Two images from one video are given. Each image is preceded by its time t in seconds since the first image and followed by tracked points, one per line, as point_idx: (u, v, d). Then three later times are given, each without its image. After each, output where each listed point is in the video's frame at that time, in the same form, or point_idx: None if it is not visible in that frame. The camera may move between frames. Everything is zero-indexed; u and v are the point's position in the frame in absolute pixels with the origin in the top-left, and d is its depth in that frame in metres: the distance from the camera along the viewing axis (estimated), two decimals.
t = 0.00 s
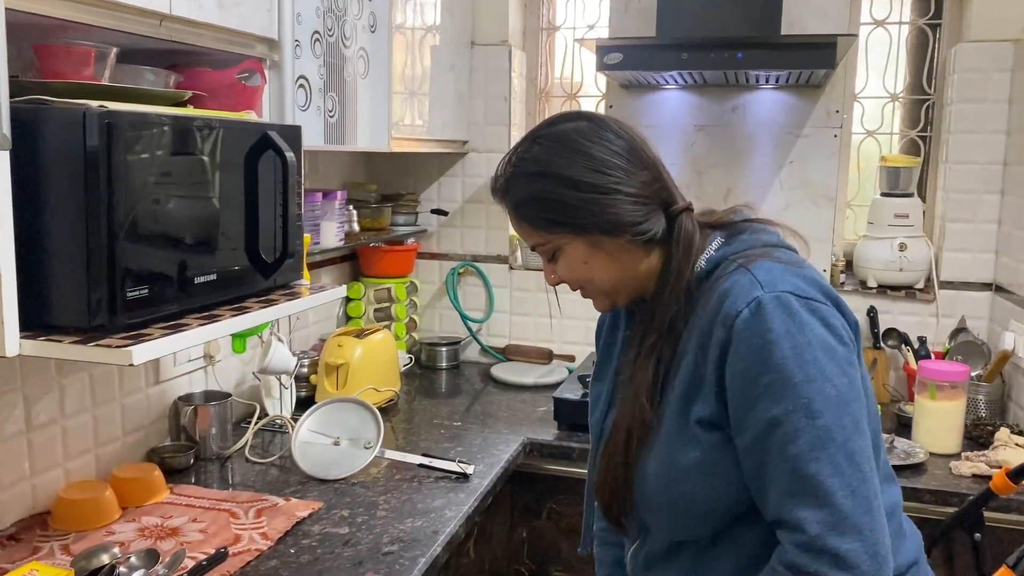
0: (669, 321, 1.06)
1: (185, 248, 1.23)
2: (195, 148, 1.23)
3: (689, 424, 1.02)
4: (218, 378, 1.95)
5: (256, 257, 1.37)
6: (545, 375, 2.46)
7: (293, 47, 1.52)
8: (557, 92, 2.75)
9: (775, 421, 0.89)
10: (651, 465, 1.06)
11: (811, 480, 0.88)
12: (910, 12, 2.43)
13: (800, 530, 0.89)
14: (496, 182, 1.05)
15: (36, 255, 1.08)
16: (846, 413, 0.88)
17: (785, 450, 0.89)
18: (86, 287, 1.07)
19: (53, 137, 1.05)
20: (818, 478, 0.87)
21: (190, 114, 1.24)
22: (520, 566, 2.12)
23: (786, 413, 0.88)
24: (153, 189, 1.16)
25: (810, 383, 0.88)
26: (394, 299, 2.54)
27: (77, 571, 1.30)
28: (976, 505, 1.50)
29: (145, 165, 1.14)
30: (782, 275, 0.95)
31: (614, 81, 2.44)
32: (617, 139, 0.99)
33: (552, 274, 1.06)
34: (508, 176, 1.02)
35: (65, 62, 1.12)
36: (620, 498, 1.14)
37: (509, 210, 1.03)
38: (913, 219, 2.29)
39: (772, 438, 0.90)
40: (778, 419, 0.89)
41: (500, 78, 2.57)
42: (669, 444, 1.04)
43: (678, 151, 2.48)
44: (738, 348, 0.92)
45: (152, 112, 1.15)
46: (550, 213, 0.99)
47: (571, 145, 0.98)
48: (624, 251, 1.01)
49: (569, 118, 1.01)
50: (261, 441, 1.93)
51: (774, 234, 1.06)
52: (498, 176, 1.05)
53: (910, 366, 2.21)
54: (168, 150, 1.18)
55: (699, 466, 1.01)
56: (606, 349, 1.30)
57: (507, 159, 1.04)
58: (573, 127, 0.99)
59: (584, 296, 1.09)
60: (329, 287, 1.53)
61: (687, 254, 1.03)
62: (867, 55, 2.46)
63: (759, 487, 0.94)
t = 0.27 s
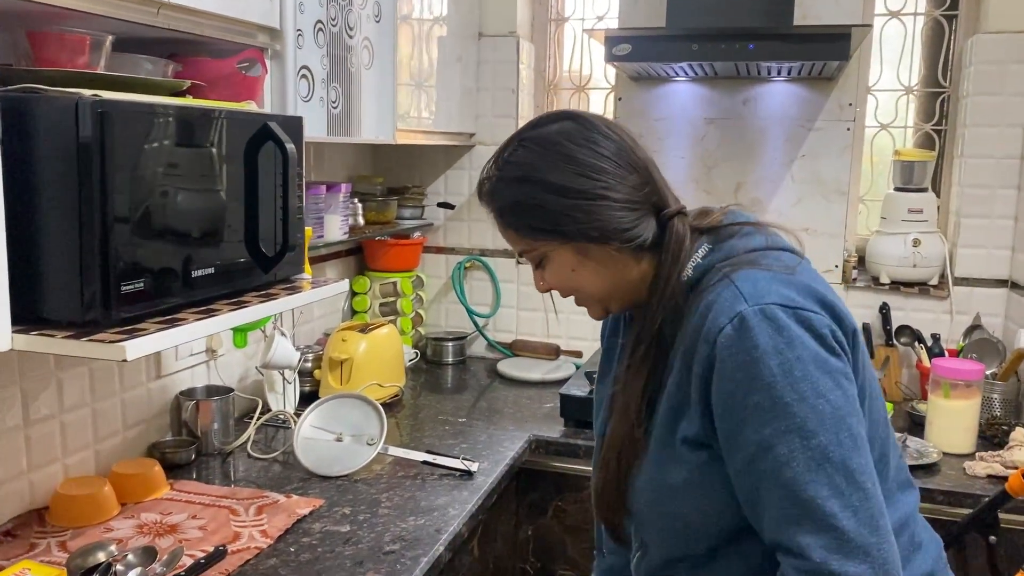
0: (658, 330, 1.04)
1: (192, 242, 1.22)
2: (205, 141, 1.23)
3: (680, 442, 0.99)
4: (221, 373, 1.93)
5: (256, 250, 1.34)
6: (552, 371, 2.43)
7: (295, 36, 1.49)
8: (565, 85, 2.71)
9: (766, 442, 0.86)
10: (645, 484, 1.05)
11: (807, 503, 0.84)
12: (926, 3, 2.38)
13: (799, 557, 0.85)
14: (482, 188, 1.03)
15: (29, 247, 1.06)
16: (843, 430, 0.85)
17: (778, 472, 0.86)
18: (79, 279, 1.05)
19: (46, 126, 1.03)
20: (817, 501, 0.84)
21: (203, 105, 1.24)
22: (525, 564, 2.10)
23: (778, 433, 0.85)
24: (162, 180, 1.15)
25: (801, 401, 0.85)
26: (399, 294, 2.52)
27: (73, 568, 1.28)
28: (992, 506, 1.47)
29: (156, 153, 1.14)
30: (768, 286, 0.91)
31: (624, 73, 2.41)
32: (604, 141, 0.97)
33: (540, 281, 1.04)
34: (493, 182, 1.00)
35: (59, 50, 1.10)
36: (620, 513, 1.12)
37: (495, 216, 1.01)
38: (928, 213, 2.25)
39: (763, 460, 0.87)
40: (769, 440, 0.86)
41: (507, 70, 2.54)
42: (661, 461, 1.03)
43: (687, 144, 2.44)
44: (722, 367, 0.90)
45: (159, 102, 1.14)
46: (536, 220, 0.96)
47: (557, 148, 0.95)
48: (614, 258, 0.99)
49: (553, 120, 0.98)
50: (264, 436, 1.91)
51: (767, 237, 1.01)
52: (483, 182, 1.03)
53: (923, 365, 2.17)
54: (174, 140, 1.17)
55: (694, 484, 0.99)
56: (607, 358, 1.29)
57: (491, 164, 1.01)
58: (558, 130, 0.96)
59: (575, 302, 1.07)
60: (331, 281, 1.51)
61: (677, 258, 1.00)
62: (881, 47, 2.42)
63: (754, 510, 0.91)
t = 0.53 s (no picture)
0: (637, 351, 1.00)
1: (198, 235, 1.21)
2: (213, 132, 1.22)
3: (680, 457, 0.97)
4: (223, 366, 1.91)
5: (256, 242, 1.32)
6: (559, 366, 2.41)
7: (297, 25, 1.47)
8: (574, 77, 2.68)
9: (777, 442, 0.84)
10: (654, 504, 1.02)
11: (831, 496, 0.83)
12: None
13: (834, 553, 0.83)
14: (452, 216, 1.01)
15: (23, 237, 1.04)
16: (849, 416, 0.84)
17: (793, 471, 0.84)
18: (73, 271, 1.03)
19: (40, 115, 1.01)
20: (840, 491, 0.82)
21: (209, 95, 1.23)
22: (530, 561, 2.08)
23: (786, 430, 0.84)
24: (169, 172, 1.15)
25: (804, 394, 0.83)
26: (405, 287, 2.50)
27: (69, 564, 1.26)
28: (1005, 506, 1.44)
29: (162, 143, 1.14)
30: (749, 284, 0.91)
31: (633, 64, 2.37)
32: (576, 165, 0.95)
33: (512, 306, 1.02)
34: (464, 208, 0.98)
35: (55, 38, 1.08)
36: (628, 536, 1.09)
37: (467, 242, 0.99)
38: (941, 208, 2.21)
39: (774, 462, 0.85)
40: (778, 439, 0.84)
41: (515, 61, 2.50)
42: (665, 477, 1.00)
43: (696, 137, 2.41)
44: (717, 375, 0.88)
45: (162, 92, 1.13)
46: (506, 244, 0.95)
47: (527, 173, 0.94)
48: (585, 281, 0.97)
49: (523, 144, 0.97)
50: (267, 430, 1.89)
51: (731, 236, 1.01)
52: (453, 210, 1.01)
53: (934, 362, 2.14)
54: (179, 131, 1.16)
55: (706, 495, 0.96)
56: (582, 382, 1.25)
57: (461, 190, 1.00)
58: (529, 154, 0.95)
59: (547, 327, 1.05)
60: (332, 274, 1.49)
61: (650, 277, 0.98)
62: (895, 38, 2.38)
63: (771, 518, 0.89)
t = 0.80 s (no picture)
0: (612, 371, 0.96)
1: (202, 229, 1.22)
2: (219, 127, 1.23)
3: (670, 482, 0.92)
4: (223, 364, 1.89)
5: (252, 240, 1.30)
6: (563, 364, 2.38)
7: (295, 20, 1.45)
8: (580, 72, 2.65)
9: (777, 447, 0.81)
10: (647, 536, 0.96)
11: (841, 493, 0.80)
12: None
13: (854, 551, 0.80)
14: (419, 241, 0.97)
15: (11, 235, 1.02)
16: (841, 411, 0.82)
17: (796, 476, 0.80)
18: (61, 271, 1.01)
19: (27, 111, 0.99)
20: (849, 487, 0.80)
21: (210, 91, 1.23)
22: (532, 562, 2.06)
23: (782, 435, 0.80)
24: (173, 166, 1.16)
25: (794, 394, 0.81)
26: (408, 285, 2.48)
27: (62, 566, 1.25)
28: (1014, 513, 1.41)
29: (167, 138, 1.14)
30: (718, 294, 0.89)
31: (639, 60, 2.34)
32: (548, 186, 0.92)
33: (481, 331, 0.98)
34: (431, 232, 0.94)
35: (44, 32, 1.06)
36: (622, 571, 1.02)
37: (435, 266, 0.95)
38: (951, 206, 2.18)
39: (776, 468, 0.81)
40: (776, 444, 0.81)
41: (520, 57, 2.48)
42: (655, 504, 0.94)
43: (703, 134, 2.38)
44: (704, 390, 0.84)
45: (156, 89, 1.12)
46: (477, 266, 0.91)
47: (499, 195, 0.90)
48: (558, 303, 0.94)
49: (492, 165, 0.93)
50: (267, 429, 1.87)
51: (689, 247, 0.99)
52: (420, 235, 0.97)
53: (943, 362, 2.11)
54: (182, 127, 1.17)
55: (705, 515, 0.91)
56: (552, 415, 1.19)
57: (427, 214, 0.95)
58: (499, 174, 0.91)
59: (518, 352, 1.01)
60: (330, 273, 1.47)
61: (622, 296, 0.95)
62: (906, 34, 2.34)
63: (779, 531, 0.85)
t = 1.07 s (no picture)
0: (575, 388, 0.93)
1: (196, 223, 1.22)
2: (210, 120, 1.23)
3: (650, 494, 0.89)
4: (216, 360, 1.87)
5: (236, 234, 1.29)
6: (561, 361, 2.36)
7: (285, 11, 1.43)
8: (580, 66, 2.62)
9: (751, 444, 0.79)
10: (631, 550, 0.93)
11: (822, 483, 0.78)
12: None
13: (844, 539, 0.78)
14: (378, 261, 0.95)
15: None
16: (811, 401, 0.80)
17: (774, 472, 0.78)
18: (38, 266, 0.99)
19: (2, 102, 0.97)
20: (828, 476, 0.77)
21: (197, 83, 1.21)
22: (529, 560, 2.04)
23: (754, 432, 0.79)
24: (160, 158, 1.15)
25: (761, 389, 0.79)
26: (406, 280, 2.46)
27: (45, 564, 1.23)
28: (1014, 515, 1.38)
29: (169, 131, 1.16)
30: (677, 299, 0.87)
31: (639, 53, 2.32)
32: (513, 207, 0.91)
33: (438, 353, 0.95)
34: (391, 251, 0.92)
35: (22, 21, 1.03)
36: None
37: (393, 285, 0.93)
38: (956, 202, 2.14)
39: (752, 467, 0.79)
40: (749, 441, 0.79)
41: (519, 50, 2.45)
42: (636, 518, 0.91)
43: (703, 128, 2.35)
44: (672, 395, 0.82)
45: (138, 80, 1.10)
46: (438, 285, 0.88)
47: (462, 214, 0.88)
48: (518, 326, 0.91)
49: (455, 184, 0.92)
50: (261, 425, 1.85)
51: (636, 261, 0.98)
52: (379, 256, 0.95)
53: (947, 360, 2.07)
54: (167, 120, 1.16)
55: (688, 518, 0.89)
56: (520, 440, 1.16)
57: (388, 233, 0.93)
58: (463, 195, 0.90)
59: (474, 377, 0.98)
60: (319, 268, 1.45)
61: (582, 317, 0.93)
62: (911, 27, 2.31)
63: (766, 532, 0.82)
